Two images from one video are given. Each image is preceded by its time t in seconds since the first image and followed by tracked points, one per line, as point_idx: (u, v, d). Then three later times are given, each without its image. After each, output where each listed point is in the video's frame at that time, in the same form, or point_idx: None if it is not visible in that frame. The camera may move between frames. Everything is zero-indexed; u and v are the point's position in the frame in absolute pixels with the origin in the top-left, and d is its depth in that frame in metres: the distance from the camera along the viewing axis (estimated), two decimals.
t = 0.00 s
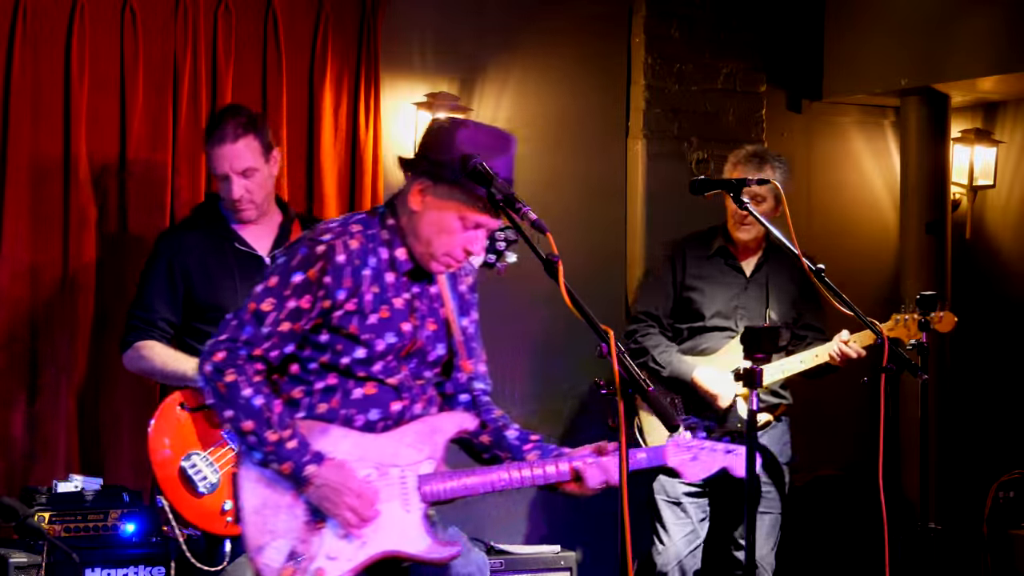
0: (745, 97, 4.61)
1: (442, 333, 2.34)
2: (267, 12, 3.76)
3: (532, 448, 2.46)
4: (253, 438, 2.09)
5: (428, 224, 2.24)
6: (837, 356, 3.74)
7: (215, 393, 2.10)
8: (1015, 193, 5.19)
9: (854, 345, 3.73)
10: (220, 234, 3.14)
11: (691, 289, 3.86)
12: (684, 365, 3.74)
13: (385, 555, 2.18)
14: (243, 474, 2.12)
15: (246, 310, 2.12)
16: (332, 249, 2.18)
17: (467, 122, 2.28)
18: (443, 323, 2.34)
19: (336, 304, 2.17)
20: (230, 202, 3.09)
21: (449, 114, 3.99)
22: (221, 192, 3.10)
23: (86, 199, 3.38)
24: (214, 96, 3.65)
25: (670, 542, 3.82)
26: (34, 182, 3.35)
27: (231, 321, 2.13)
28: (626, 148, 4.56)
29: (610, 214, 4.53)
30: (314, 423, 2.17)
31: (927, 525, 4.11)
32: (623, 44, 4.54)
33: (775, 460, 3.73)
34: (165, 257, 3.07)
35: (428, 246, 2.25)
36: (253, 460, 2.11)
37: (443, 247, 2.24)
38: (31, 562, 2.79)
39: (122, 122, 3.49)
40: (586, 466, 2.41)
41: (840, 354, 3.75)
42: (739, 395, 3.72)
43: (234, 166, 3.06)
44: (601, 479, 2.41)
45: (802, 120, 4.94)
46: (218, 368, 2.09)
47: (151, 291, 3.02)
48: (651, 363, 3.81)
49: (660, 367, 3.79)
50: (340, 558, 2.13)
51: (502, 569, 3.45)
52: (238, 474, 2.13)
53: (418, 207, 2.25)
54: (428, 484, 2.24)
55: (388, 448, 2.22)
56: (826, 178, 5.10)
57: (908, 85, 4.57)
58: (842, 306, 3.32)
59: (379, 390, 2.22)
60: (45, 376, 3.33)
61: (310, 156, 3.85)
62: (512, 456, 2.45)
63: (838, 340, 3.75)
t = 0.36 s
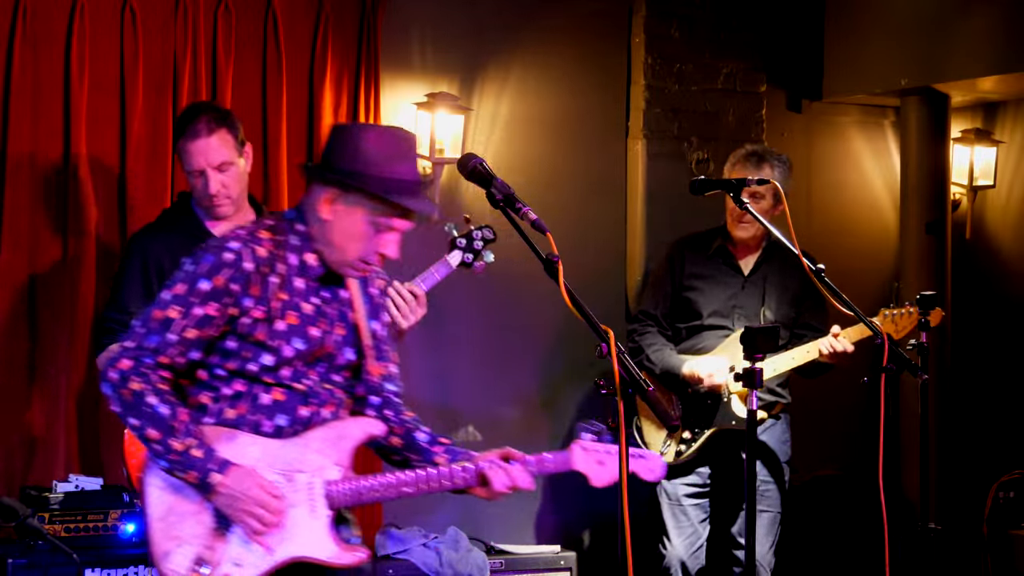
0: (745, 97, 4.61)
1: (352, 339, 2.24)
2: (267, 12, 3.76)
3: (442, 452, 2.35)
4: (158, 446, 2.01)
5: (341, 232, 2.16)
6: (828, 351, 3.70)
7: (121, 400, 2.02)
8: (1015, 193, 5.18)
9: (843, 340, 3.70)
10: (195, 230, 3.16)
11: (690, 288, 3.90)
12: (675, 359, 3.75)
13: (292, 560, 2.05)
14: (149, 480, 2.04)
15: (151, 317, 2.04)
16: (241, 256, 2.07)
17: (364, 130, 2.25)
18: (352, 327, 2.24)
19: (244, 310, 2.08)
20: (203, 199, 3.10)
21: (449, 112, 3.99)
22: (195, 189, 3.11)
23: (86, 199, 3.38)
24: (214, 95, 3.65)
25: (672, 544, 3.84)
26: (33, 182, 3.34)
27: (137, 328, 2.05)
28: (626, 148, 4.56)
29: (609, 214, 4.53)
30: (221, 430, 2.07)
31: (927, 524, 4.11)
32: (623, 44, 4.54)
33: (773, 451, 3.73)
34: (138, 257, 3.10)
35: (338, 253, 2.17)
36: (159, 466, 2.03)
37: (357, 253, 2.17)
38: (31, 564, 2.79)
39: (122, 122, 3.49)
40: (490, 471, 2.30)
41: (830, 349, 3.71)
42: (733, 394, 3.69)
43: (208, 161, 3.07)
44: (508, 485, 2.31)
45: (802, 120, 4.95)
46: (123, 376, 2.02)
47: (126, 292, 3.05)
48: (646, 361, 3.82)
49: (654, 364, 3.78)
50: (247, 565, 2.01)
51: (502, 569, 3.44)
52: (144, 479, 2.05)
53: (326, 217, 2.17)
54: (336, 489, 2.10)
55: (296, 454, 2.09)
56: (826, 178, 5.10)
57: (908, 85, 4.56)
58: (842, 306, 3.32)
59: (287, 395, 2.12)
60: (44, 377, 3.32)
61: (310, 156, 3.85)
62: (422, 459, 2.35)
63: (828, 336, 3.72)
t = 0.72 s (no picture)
0: (746, 96, 4.60)
1: (284, 329, 2.31)
2: (267, 12, 3.77)
3: (381, 434, 2.47)
4: (98, 445, 2.04)
5: (270, 227, 2.20)
6: (812, 348, 3.66)
7: (57, 403, 2.04)
8: (1015, 193, 5.18)
9: (828, 336, 3.65)
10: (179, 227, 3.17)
11: (676, 289, 3.94)
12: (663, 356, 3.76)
13: (238, 550, 2.17)
14: (92, 479, 2.13)
15: (83, 318, 2.05)
16: (167, 253, 2.12)
17: (294, 121, 2.24)
18: (285, 317, 2.31)
19: (175, 307, 2.12)
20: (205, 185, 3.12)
21: (449, 112, 4.00)
22: (191, 176, 3.13)
23: (87, 199, 3.38)
24: (214, 95, 3.66)
25: (664, 544, 3.85)
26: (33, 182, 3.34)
27: (68, 330, 2.06)
28: (626, 148, 4.56)
29: (608, 214, 4.53)
30: (161, 424, 2.12)
31: (927, 524, 4.10)
32: (623, 44, 4.54)
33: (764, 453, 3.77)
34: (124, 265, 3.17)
35: (271, 249, 2.22)
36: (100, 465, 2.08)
37: (286, 248, 2.21)
38: (32, 563, 2.80)
39: (122, 122, 3.49)
40: (428, 451, 2.41)
41: (815, 346, 3.67)
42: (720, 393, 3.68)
43: (212, 145, 3.15)
44: (446, 465, 2.40)
45: (802, 119, 4.95)
46: (58, 378, 2.04)
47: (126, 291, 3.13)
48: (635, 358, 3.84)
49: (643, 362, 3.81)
50: (193, 556, 2.13)
51: (502, 569, 3.45)
52: (88, 478, 2.13)
53: (257, 212, 2.21)
54: (277, 478, 2.22)
55: (236, 446, 2.18)
56: (825, 178, 5.09)
57: (908, 84, 4.56)
58: (842, 306, 3.32)
59: (224, 388, 2.18)
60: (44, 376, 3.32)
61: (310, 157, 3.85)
62: (360, 442, 2.48)
63: (811, 332, 3.69)
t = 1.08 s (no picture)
0: (745, 96, 4.60)
1: (271, 333, 2.37)
2: (267, 12, 3.78)
3: (373, 434, 2.48)
4: (89, 448, 2.08)
5: (256, 241, 2.22)
6: (802, 348, 3.71)
7: (48, 408, 2.08)
8: (1015, 193, 5.18)
9: (818, 336, 3.70)
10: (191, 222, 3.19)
11: (660, 291, 3.94)
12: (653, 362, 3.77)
13: (231, 549, 2.20)
14: (85, 482, 2.14)
15: (71, 325, 2.09)
16: (154, 261, 2.16)
17: (274, 132, 2.24)
18: (273, 321, 2.38)
19: (162, 314, 2.17)
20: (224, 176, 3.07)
21: (448, 112, 4.00)
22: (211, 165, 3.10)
23: (87, 199, 3.38)
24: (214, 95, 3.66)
25: (659, 546, 3.84)
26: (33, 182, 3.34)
27: (57, 338, 2.10)
28: (626, 148, 4.56)
29: (608, 214, 4.54)
30: (152, 428, 2.16)
31: (927, 524, 4.10)
32: (623, 44, 4.54)
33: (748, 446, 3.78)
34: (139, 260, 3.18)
35: (258, 261, 2.24)
36: (92, 469, 2.12)
37: (275, 260, 2.24)
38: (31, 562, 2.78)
39: (122, 122, 3.50)
40: (421, 450, 2.43)
41: (805, 347, 3.72)
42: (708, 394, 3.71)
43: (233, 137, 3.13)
44: (439, 462, 2.43)
45: (802, 119, 4.96)
46: (48, 385, 2.07)
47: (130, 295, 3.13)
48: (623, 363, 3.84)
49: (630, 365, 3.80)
50: (187, 557, 2.16)
51: (502, 569, 3.44)
52: (81, 481, 2.14)
53: (243, 225, 2.23)
54: (269, 478, 2.26)
55: (227, 447, 2.22)
56: (825, 178, 5.10)
57: (908, 85, 4.56)
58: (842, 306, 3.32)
59: (214, 392, 2.24)
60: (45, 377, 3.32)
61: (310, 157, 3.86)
62: (353, 442, 2.49)
63: (801, 333, 3.74)
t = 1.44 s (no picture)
0: (745, 96, 4.61)
1: (285, 333, 2.38)
2: (267, 12, 3.77)
3: (385, 436, 2.50)
4: (104, 443, 2.08)
5: (270, 237, 2.24)
6: (798, 348, 3.75)
7: (63, 403, 2.07)
8: (1015, 193, 5.19)
9: (813, 337, 3.74)
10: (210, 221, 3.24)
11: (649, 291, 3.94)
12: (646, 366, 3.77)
13: (242, 548, 2.21)
14: (98, 477, 2.14)
15: (87, 321, 2.08)
16: (171, 257, 2.17)
17: (292, 130, 2.26)
18: (287, 321, 2.39)
19: (178, 311, 2.18)
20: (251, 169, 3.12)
21: (449, 112, 3.99)
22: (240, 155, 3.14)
23: (86, 198, 3.38)
24: (215, 95, 3.66)
25: (654, 544, 3.85)
26: (34, 183, 3.34)
27: (73, 332, 2.09)
28: (626, 148, 4.56)
29: (608, 214, 4.54)
30: (165, 425, 2.17)
31: (927, 524, 4.10)
32: (623, 44, 4.54)
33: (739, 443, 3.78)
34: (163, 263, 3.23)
35: (271, 258, 2.26)
36: (106, 465, 2.11)
37: (288, 256, 2.25)
38: (31, 561, 2.73)
39: (122, 122, 3.49)
40: (434, 454, 2.45)
41: (801, 347, 3.76)
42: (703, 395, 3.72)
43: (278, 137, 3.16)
44: (451, 467, 2.46)
45: (802, 119, 4.96)
46: (64, 379, 2.06)
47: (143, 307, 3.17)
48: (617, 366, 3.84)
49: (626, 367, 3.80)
50: (199, 554, 2.17)
51: (502, 569, 3.44)
52: (93, 477, 2.14)
53: (257, 221, 2.25)
54: (280, 477, 2.27)
55: (240, 446, 2.23)
56: (825, 178, 5.10)
57: (908, 84, 4.57)
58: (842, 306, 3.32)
59: (227, 390, 2.24)
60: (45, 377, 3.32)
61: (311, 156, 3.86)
62: (364, 444, 2.51)
63: (797, 333, 3.77)
